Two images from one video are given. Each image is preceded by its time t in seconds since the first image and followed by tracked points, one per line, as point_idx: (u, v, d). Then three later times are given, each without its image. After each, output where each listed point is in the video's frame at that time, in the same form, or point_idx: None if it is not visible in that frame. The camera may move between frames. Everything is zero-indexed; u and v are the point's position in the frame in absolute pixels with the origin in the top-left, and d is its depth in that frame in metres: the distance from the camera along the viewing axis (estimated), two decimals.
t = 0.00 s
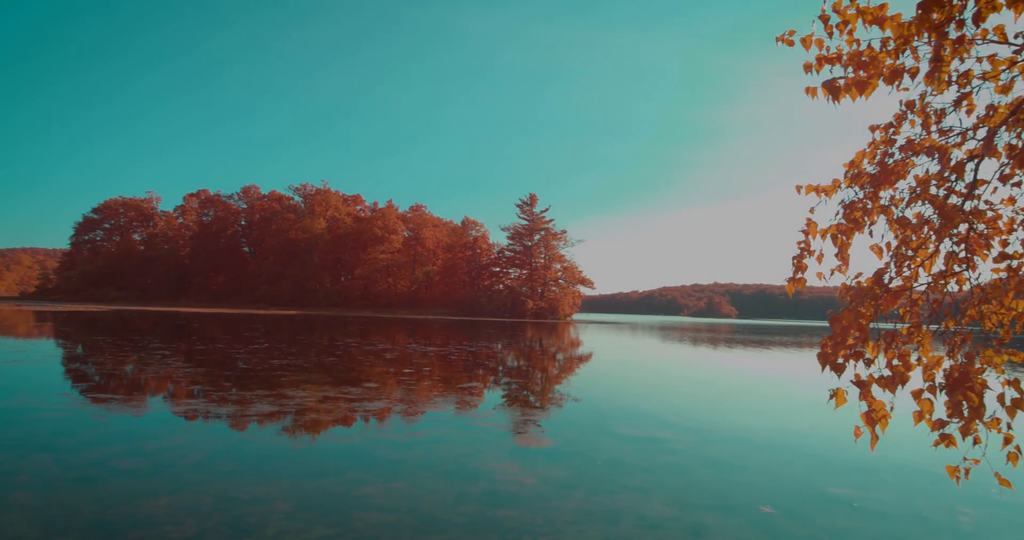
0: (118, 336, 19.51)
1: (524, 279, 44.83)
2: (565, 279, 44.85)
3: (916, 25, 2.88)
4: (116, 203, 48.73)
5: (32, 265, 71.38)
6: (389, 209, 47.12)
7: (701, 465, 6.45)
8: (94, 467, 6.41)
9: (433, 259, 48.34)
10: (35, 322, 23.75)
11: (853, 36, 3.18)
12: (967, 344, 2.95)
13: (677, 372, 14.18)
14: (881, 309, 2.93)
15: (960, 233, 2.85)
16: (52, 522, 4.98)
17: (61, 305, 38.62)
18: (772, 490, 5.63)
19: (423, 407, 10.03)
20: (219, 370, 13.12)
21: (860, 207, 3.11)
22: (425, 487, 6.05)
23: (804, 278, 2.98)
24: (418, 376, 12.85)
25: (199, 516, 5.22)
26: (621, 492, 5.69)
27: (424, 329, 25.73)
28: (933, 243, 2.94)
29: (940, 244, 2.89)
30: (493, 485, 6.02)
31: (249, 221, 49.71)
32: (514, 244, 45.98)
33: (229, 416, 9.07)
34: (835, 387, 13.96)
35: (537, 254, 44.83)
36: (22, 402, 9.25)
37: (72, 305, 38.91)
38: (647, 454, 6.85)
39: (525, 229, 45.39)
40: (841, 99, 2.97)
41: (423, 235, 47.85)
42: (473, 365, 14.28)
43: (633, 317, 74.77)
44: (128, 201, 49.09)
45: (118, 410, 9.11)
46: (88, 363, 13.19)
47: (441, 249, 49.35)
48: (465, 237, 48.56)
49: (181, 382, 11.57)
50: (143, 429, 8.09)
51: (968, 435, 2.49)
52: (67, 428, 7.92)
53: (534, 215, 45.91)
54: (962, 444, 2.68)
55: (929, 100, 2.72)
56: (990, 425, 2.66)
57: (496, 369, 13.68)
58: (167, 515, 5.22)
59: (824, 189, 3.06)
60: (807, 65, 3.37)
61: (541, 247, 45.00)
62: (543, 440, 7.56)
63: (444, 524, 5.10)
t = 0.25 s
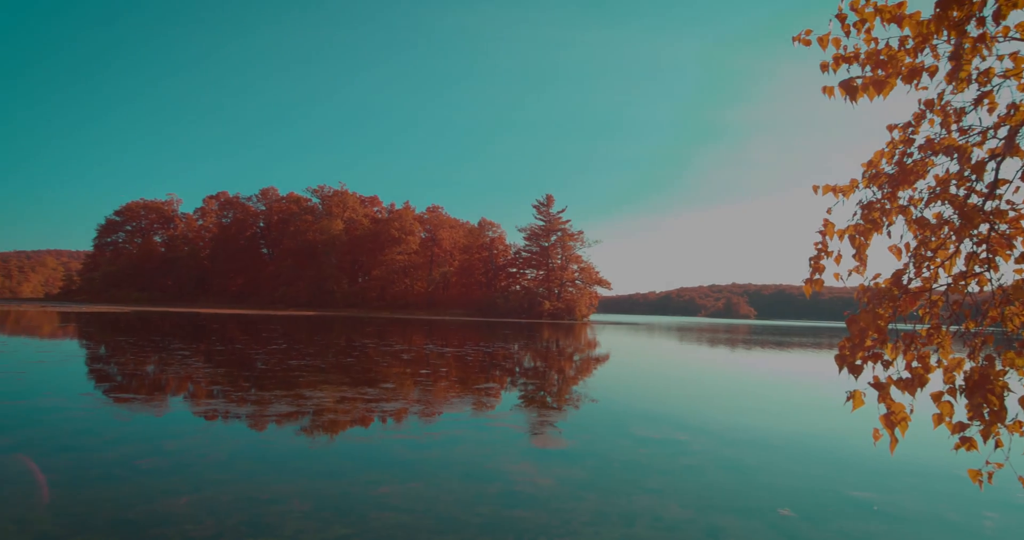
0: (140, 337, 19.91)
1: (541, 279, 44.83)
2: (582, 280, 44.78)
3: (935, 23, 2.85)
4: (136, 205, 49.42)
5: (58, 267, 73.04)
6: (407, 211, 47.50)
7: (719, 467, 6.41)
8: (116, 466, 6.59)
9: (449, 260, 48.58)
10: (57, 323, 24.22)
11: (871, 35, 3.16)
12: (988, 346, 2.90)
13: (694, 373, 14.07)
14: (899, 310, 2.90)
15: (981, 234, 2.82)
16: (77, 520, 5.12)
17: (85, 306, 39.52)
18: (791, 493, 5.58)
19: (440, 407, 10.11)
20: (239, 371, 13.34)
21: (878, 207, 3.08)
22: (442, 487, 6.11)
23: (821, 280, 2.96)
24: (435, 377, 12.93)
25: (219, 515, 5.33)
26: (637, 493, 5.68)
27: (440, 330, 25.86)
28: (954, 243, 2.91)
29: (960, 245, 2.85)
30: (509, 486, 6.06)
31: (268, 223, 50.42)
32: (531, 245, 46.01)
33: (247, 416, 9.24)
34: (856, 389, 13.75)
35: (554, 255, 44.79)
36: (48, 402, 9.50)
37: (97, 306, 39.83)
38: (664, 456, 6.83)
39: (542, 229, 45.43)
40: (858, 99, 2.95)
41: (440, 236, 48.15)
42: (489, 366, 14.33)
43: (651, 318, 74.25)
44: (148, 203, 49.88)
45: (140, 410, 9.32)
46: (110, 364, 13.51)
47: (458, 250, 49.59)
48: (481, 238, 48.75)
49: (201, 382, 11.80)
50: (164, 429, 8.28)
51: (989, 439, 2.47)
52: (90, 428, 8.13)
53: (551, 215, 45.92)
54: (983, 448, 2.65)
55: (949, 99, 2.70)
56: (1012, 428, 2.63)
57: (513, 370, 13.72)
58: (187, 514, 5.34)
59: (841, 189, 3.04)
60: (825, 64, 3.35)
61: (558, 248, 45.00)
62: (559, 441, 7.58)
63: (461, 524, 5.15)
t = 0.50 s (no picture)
0: (160, 338, 20.31)
1: (557, 280, 44.77)
2: (599, 281, 44.67)
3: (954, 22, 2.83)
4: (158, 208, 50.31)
5: (82, 268, 74.73)
6: (423, 212, 47.84)
7: (736, 469, 6.37)
8: (137, 464, 6.77)
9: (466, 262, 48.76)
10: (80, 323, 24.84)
11: (889, 35, 3.14)
12: (1010, 348, 2.86)
13: (712, 374, 13.97)
14: (918, 312, 2.87)
15: (1002, 234, 2.78)
16: (100, 518, 5.28)
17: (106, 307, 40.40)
18: (809, 496, 5.53)
19: (457, 408, 10.18)
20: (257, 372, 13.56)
21: (897, 208, 3.05)
22: (458, 488, 6.17)
23: (837, 281, 2.94)
24: (451, 378, 13.03)
25: (239, 514, 5.45)
26: (654, 495, 5.68)
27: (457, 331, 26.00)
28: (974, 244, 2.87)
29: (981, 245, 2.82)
30: (525, 487, 6.09)
31: (286, 224, 51.12)
32: (547, 246, 46.00)
33: (266, 416, 9.41)
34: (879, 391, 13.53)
35: (571, 256, 44.72)
36: (73, 402, 9.76)
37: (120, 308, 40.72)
38: (680, 458, 6.82)
39: (558, 230, 45.41)
40: (876, 99, 2.94)
41: (456, 237, 48.41)
42: (506, 367, 14.40)
43: (668, 319, 73.69)
44: (168, 205, 50.70)
45: (160, 410, 9.52)
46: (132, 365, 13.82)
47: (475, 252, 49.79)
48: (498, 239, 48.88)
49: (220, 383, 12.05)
50: (183, 429, 8.47)
51: (1011, 442, 2.43)
52: (113, 427, 8.34)
53: (567, 216, 45.87)
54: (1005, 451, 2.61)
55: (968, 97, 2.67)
56: None
57: (530, 371, 13.77)
58: (207, 513, 5.46)
59: (858, 190, 3.02)
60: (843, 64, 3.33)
61: (574, 249, 44.96)
62: (575, 442, 7.59)
63: (478, 525, 5.20)
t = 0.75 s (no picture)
0: (180, 339, 20.71)
1: (573, 281, 44.71)
2: (615, 282, 44.52)
3: (971, 21, 2.82)
4: (176, 209, 51.41)
5: (105, 270, 76.37)
6: (440, 214, 48.14)
7: (754, 471, 6.33)
8: (158, 463, 6.96)
9: (482, 263, 48.90)
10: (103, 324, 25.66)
11: (905, 33, 3.13)
12: None
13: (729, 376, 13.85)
14: (935, 313, 2.86)
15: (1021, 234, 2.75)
16: (120, 515, 5.44)
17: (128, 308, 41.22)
18: (827, 498, 5.48)
19: (474, 409, 10.24)
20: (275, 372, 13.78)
21: (914, 208, 3.04)
22: (474, 488, 6.23)
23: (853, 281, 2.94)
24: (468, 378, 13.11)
25: (258, 512, 5.57)
26: (670, 496, 5.68)
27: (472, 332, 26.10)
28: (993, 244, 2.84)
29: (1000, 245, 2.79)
30: (541, 488, 6.13)
31: (303, 226, 51.78)
32: (563, 247, 46.05)
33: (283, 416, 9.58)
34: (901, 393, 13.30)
35: (587, 257, 44.70)
36: (97, 402, 10.03)
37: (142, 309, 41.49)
38: (697, 459, 6.80)
39: (574, 231, 45.36)
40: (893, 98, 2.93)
41: (472, 239, 48.61)
42: (522, 368, 14.44)
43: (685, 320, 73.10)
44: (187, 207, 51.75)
45: (181, 410, 9.74)
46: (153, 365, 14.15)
47: (491, 253, 49.93)
48: (514, 240, 48.95)
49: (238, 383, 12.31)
50: (202, 428, 8.68)
51: None
52: (134, 427, 8.56)
53: (583, 217, 45.78)
54: None
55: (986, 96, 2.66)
56: None
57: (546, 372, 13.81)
58: (226, 512, 5.59)
59: (874, 190, 3.01)
60: (859, 63, 3.32)
61: (591, 250, 44.89)
62: (591, 443, 7.61)
63: (493, 525, 5.26)
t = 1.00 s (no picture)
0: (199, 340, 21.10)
1: (589, 282, 44.67)
2: (631, 282, 44.41)
3: (987, 20, 2.81)
4: (196, 211, 52.76)
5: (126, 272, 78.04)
6: (455, 215, 48.43)
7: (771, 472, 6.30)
8: (179, 462, 7.14)
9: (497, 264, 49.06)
10: (123, 325, 26.38)
11: (921, 33, 3.12)
12: None
13: (747, 377, 13.72)
14: (951, 314, 2.84)
15: None
16: (144, 513, 5.59)
17: (148, 309, 41.96)
18: (845, 500, 5.45)
19: (489, 410, 10.32)
20: (293, 373, 13.98)
21: (930, 208, 3.02)
22: (490, 488, 6.29)
23: (867, 283, 2.94)
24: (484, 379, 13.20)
25: (278, 511, 5.70)
26: (686, 497, 5.69)
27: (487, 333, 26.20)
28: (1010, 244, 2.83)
29: (1017, 245, 2.77)
30: (556, 488, 6.17)
31: (319, 227, 52.40)
32: (579, 247, 46.01)
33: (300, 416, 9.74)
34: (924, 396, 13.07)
35: (603, 258, 44.61)
36: (119, 402, 10.28)
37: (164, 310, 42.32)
38: (713, 460, 6.79)
39: (590, 232, 45.32)
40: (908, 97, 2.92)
41: (487, 240, 48.83)
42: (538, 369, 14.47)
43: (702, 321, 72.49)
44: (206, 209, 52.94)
45: (200, 410, 9.95)
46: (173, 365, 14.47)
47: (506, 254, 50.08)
48: (529, 241, 49.05)
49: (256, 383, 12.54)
50: (221, 428, 8.87)
51: None
52: (156, 426, 8.76)
53: (599, 218, 45.71)
54: None
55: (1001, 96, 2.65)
56: None
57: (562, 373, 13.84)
58: (243, 511, 5.72)
59: (888, 191, 3.01)
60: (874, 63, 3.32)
61: (606, 250, 44.82)
62: (607, 444, 7.63)
63: (509, 524, 5.32)
